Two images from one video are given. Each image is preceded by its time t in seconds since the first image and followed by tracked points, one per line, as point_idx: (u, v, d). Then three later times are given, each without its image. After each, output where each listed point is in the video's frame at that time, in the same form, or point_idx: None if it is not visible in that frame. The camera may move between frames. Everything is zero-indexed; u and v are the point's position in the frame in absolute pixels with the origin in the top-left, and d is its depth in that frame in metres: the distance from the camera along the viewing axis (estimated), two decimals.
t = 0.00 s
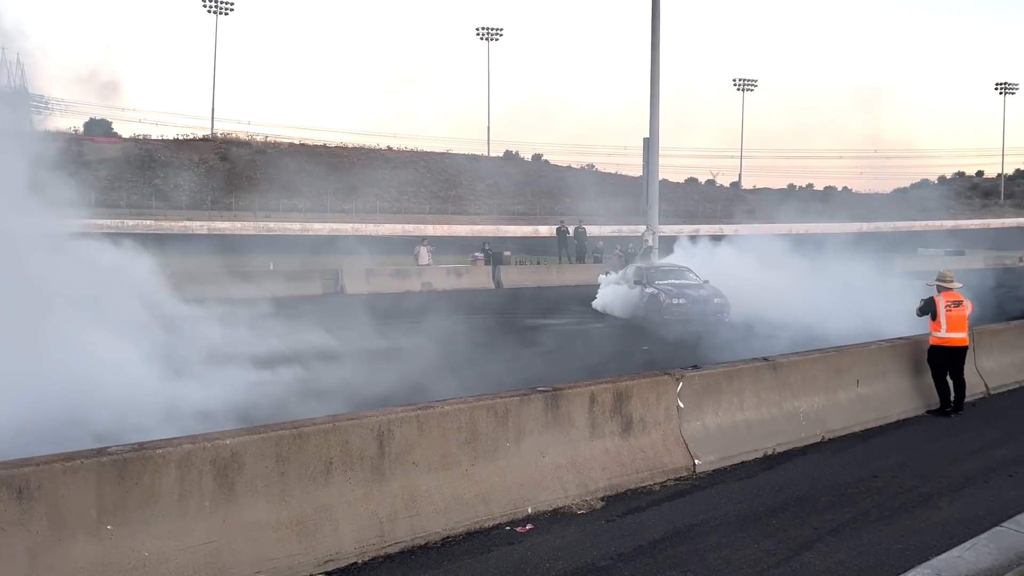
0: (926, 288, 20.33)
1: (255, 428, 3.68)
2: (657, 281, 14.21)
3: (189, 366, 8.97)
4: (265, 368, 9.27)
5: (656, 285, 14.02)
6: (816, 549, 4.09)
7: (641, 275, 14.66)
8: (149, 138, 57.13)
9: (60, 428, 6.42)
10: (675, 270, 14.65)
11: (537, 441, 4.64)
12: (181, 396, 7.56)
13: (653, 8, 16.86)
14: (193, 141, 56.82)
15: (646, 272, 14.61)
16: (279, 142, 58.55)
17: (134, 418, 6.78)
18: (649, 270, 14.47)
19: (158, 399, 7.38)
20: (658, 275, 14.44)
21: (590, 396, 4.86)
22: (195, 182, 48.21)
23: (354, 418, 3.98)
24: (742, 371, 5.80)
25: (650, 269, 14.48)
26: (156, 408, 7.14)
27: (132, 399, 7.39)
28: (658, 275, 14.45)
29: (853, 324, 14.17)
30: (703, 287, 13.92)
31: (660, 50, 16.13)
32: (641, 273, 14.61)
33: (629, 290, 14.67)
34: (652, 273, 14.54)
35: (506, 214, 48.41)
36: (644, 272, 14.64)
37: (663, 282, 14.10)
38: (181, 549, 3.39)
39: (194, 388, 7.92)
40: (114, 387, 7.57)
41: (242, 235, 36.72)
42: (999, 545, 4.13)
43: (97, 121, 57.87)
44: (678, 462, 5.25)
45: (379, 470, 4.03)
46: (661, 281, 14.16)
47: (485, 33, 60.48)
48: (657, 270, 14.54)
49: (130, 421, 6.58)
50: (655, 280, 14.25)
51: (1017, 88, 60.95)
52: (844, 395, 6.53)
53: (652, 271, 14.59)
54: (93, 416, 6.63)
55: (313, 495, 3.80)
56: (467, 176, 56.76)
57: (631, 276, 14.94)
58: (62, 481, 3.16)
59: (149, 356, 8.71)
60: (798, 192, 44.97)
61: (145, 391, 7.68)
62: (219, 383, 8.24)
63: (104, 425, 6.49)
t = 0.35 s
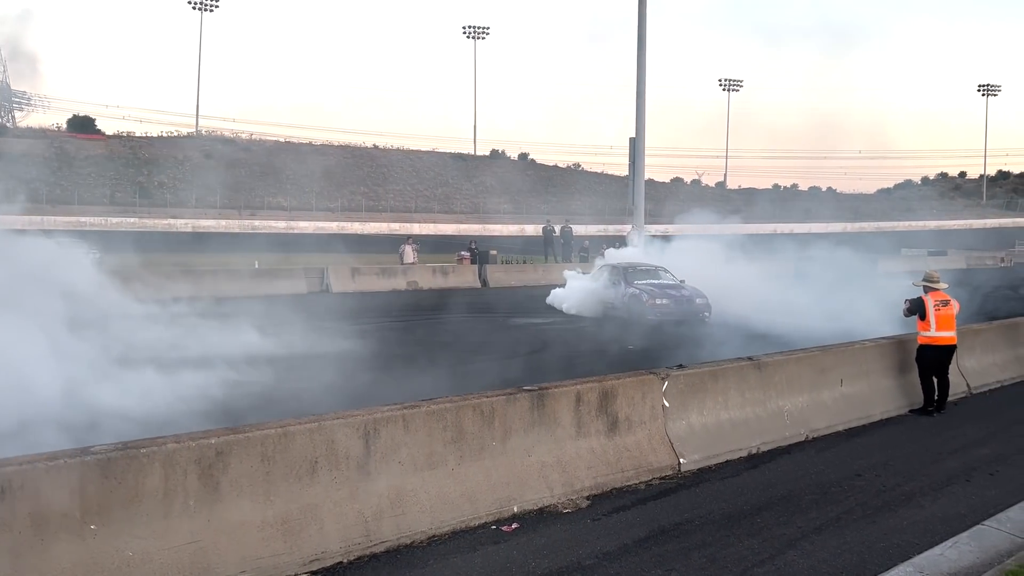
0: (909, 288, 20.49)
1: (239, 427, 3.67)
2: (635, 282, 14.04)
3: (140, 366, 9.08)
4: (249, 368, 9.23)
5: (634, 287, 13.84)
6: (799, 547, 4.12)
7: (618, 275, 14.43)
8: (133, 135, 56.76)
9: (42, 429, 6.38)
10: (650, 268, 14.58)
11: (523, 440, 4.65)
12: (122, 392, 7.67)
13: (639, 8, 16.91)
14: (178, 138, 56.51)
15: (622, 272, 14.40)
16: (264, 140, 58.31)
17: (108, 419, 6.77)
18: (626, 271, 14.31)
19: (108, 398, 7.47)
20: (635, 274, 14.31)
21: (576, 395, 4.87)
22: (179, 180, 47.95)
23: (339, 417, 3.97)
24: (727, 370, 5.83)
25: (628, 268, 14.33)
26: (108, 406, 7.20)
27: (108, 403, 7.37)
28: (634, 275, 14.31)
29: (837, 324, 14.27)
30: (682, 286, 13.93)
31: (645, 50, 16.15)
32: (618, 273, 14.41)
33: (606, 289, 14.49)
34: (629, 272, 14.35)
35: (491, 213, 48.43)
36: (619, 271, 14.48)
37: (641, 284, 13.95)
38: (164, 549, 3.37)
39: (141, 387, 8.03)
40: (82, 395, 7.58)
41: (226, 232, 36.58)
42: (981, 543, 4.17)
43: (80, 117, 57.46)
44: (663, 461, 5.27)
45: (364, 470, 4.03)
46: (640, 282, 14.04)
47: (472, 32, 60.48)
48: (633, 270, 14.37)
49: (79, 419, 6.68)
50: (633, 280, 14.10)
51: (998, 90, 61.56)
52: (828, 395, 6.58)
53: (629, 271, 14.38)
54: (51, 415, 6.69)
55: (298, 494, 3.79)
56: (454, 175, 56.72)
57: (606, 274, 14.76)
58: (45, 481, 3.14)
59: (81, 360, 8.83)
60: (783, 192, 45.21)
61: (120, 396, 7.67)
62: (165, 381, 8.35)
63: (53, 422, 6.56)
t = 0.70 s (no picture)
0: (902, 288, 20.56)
1: (231, 424, 3.65)
2: (621, 281, 13.84)
3: (125, 364, 9.08)
4: (241, 365, 9.20)
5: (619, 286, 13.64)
6: (791, 545, 4.12)
7: (605, 274, 14.23)
8: (126, 131, 56.60)
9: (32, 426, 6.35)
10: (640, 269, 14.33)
11: (516, 438, 4.64)
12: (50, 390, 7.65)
13: (635, 8, 16.88)
14: (172, 133, 56.38)
15: (609, 271, 14.21)
16: (259, 136, 58.21)
17: (96, 416, 6.77)
18: (612, 269, 14.12)
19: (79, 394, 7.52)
20: (622, 273, 14.11)
21: (569, 393, 4.87)
22: (173, 176, 47.81)
23: (331, 414, 3.96)
24: (721, 369, 5.83)
25: (615, 267, 14.15)
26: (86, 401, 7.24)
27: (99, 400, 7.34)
28: (622, 274, 14.12)
29: (830, 323, 14.28)
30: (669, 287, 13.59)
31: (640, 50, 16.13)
32: (606, 271, 14.22)
33: (594, 290, 14.32)
34: (616, 271, 14.16)
35: (486, 211, 48.43)
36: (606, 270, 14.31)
37: (628, 282, 13.73)
38: (155, 546, 3.36)
39: (123, 385, 8.03)
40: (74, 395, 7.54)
41: (219, 229, 36.50)
42: (972, 542, 4.18)
43: (74, 112, 57.28)
44: (656, 459, 5.27)
45: (357, 468, 4.02)
46: (627, 280, 13.82)
47: (467, 30, 60.35)
48: (620, 269, 14.18)
49: (27, 413, 6.71)
50: (619, 279, 13.90)
51: (992, 91, 61.78)
52: (821, 393, 6.59)
53: (618, 270, 14.21)
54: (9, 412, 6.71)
55: (290, 492, 3.78)
56: (448, 173, 56.64)
57: (594, 273, 14.60)
58: (34, 477, 3.12)
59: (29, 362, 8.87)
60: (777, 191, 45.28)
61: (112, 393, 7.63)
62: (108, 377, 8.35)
63: (15, 420, 6.60)
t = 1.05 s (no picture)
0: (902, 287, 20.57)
1: (232, 420, 3.65)
2: (609, 280, 13.70)
3: (127, 363, 9.10)
4: (242, 363, 9.21)
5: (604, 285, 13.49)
6: (791, 544, 4.12)
7: (597, 273, 14.08)
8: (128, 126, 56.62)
9: (33, 424, 6.37)
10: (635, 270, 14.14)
11: (516, 435, 4.64)
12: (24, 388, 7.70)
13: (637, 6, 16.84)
14: (173, 129, 56.38)
15: (600, 270, 14.06)
16: (261, 132, 58.16)
17: (97, 413, 6.78)
18: (604, 268, 13.96)
19: (81, 393, 7.54)
20: (612, 273, 13.95)
21: (569, 391, 4.87)
22: (175, 171, 47.84)
23: (332, 411, 3.96)
24: (721, 368, 5.84)
25: (607, 266, 14.00)
26: (83, 399, 7.25)
27: (98, 398, 7.36)
28: (612, 273, 13.96)
29: (831, 323, 14.27)
30: (656, 288, 13.41)
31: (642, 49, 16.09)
32: (599, 271, 14.04)
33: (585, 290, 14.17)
34: (607, 271, 14.00)
35: (487, 209, 48.41)
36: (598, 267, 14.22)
37: (616, 283, 13.58)
38: (155, 541, 3.36)
39: (122, 383, 8.03)
40: (73, 394, 7.54)
41: (220, 225, 36.52)
42: (971, 542, 4.19)
43: (76, 107, 57.26)
44: (656, 458, 5.27)
45: (357, 464, 4.02)
46: (615, 281, 13.66)
47: (469, 28, 60.28)
48: (612, 269, 14.02)
49: (28, 412, 6.72)
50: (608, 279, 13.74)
51: (995, 91, 61.68)
52: (821, 392, 6.59)
53: (613, 270, 14.04)
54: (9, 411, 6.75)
55: (290, 488, 3.79)
56: (450, 170, 56.64)
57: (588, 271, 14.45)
58: (36, 472, 3.12)
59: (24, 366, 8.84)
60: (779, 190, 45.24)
61: (113, 391, 7.66)
62: (85, 374, 8.40)
63: (16, 418, 6.61)
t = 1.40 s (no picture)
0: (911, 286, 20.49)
1: (240, 412, 3.66)
2: (600, 280, 13.40)
3: (136, 357, 9.14)
4: (250, 357, 9.24)
5: (592, 285, 13.18)
6: (797, 542, 4.11)
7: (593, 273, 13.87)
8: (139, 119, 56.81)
9: (43, 415, 6.41)
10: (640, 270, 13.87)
11: (523, 430, 4.65)
12: (33, 381, 7.75)
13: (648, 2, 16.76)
14: (184, 122, 56.54)
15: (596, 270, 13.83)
16: (271, 126, 58.28)
17: (106, 405, 6.83)
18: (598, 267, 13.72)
19: (91, 386, 7.58)
20: (606, 273, 13.67)
21: (576, 386, 4.86)
22: (185, 164, 48.01)
23: (339, 404, 3.97)
24: (729, 365, 5.82)
25: (602, 265, 13.80)
26: (92, 392, 7.30)
27: (107, 390, 7.40)
28: (607, 273, 13.69)
29: (839, 322, 14.21)
30: (645, 288, 12.96)
31: (653, 45, 16.04)
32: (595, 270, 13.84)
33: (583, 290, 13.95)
34: (601, 270, 13.77)
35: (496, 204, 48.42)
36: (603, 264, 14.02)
37: (607, 282, 13.26)
38: (163, 532, 3.38)
39: (130, 376, 8.08)
40: (83, 386, 7.59)
41: (230, 218, 36.63)
42: (979, 541, 4.17)
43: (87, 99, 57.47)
44: (663, 453, 5.27)
45: (364, 457, 4.03)
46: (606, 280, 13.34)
47: (480, 23, 60.15)
48: (607, 268, 13.79)
49: (37, 405, 6.77)
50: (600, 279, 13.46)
51: (1009, 90, 61.22)
52: (829, 390, 6.57)
53: (610, 268, 13.85)
54: (19, 403, 6.79)
55: (297, 480, 3.80)
56: (459, 165, 56.59)
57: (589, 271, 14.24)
58: (45, 461, 3.14)
59: (33, 359, 8.91)
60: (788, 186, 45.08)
61: (123, 385, 7.70)
62: (93, 368, 8.45)
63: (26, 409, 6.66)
